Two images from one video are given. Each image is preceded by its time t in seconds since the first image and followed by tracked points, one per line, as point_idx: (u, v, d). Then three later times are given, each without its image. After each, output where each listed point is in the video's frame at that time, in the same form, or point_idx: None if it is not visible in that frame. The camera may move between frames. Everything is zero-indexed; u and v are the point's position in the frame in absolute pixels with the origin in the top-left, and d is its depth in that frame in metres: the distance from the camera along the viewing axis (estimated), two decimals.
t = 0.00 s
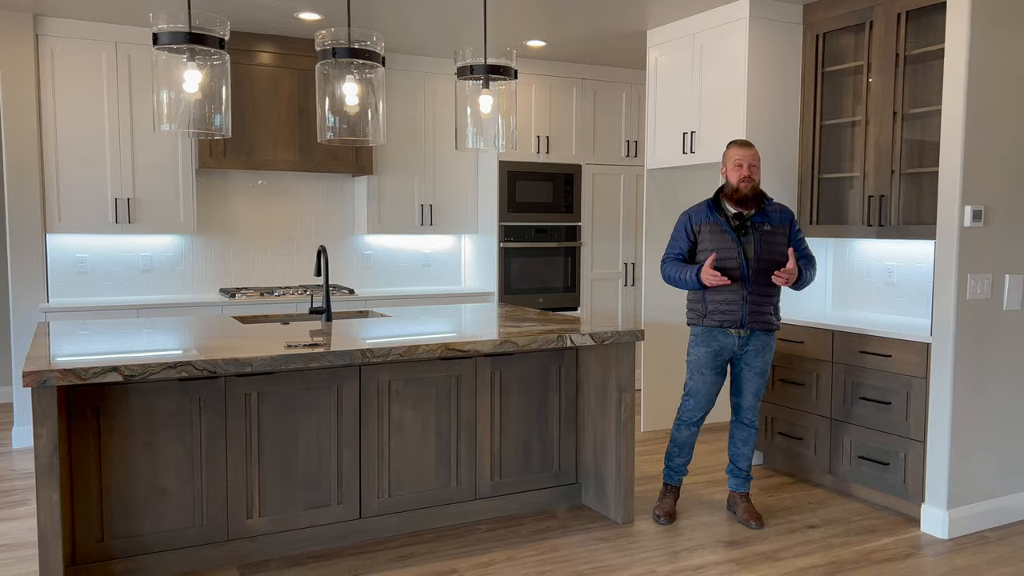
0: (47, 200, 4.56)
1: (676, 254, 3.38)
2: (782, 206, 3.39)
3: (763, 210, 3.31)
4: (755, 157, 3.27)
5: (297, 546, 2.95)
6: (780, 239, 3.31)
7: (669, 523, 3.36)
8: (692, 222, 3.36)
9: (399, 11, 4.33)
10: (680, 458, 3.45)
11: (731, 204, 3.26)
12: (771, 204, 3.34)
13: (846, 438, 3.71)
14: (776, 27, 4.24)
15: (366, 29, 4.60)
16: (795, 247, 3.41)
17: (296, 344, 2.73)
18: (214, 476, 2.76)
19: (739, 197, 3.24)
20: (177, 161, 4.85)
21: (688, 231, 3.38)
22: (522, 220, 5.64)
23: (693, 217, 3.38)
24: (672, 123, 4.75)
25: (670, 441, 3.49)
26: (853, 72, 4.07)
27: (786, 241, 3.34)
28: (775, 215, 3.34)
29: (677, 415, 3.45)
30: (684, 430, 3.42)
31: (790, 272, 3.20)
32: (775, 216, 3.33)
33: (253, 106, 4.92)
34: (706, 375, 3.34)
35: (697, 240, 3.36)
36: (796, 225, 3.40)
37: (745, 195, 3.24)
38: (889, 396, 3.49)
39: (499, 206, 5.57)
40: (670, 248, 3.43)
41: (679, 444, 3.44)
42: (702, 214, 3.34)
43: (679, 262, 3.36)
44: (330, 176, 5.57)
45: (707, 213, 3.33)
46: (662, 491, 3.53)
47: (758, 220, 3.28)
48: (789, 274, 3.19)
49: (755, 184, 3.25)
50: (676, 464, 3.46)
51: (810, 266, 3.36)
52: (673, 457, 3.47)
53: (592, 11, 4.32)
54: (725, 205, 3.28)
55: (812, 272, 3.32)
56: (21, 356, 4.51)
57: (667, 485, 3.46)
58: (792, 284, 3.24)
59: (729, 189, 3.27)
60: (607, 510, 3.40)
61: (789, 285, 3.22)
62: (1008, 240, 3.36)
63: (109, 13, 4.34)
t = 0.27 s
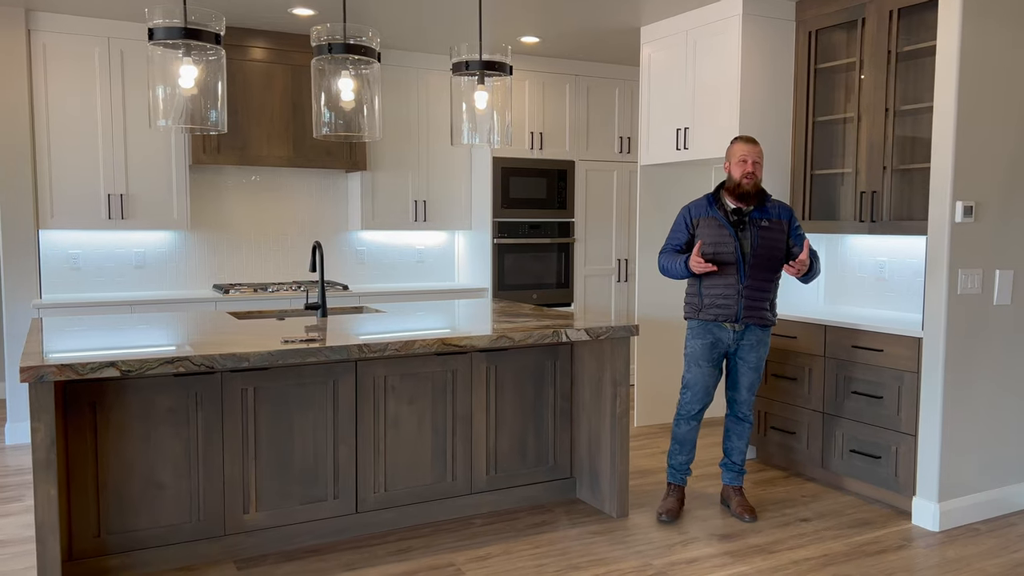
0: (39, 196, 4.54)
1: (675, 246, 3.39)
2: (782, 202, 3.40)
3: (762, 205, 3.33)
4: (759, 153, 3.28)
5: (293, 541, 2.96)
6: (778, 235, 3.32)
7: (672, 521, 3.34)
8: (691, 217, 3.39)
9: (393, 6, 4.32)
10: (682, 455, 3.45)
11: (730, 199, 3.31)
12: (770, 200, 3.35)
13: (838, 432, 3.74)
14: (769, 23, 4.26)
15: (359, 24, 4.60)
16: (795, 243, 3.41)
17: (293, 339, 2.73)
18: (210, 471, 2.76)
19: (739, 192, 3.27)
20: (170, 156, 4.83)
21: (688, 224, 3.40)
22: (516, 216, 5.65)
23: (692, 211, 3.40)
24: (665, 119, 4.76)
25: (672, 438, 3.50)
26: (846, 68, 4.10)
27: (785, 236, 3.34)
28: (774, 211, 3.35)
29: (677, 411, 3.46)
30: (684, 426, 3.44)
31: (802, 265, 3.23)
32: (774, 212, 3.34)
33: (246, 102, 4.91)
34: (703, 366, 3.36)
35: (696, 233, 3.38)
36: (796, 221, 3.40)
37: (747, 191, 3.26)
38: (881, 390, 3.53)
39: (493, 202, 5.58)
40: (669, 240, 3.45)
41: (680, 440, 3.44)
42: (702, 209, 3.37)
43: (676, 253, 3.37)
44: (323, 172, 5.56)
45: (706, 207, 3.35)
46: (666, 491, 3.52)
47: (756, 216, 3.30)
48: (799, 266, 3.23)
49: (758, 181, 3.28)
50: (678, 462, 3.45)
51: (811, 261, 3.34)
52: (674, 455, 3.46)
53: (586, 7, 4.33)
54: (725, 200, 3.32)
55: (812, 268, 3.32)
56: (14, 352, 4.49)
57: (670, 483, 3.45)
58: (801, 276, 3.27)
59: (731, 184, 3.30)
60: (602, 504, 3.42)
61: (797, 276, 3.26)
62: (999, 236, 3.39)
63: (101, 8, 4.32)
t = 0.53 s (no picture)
0: (31, 193, 4.52)
1: (666, 243, 3.41)
2: (773, 201, 3.43)
3: (753, 204, 3.35)
4: (751, 149, 3.29)
5: (289, 537, 2.97)
6: (769, 233, 3.35)
7: (670, 522, 3.32)
8: (683, 214, 3.40)
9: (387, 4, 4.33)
10: (675, 454, 3.45)
11: (722, 196, 3.32)
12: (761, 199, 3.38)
13: (829, 427, 3.78)
14: (761, 22, 4.28)
15: (353, 22, 4.60)
16: (786, 241, 3.43)
17: (289, 336, 2.74)
18: (206, 469, 2.77)
19: (731, 187, 3.28)
20: (162, 154, 4.82)
21: (679, 221, 3.42)
22: (509, 214, 5.66)
23: (684, 208, 3.42)
24: (658, 117, 4.78)
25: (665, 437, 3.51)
26: (837, 67, 4.13)
27: (775, 235, 3.37)
28: (765, 209, 3.38)
29: (669, 408, 3.49)
30: (676, 423, 3.46)
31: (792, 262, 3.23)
32: (765, 211, 3.37)
33: (239, 99, 4.90)
34: (694, 363, 3.39)
35: (688, 230, 3.39)
36: (787, 220, 3.43)
37: (738, 187, 3.27)
38: (871, 386, 3.56)
39: (486, 199, 5.59)
40: (661, 237, 3.46)
41: (673, 438, 3.46)
42: (694, 206, 3.39)
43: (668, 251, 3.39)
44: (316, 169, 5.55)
45: (698, 205, 3.37)
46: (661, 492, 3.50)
47: (748, 213, 3.32)
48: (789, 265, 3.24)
49: (750, 177, 3.29)
50: (672, 461, 3.45)
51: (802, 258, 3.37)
52: (668, 455, 3.46)
53: (579, 5, 4.34)
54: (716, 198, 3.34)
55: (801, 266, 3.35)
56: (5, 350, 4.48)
57: (665, 484, 3.43)
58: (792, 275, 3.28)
59: (723, 180, 3.31)
60: (596, 500, 3.45)
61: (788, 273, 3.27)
62: (988, 233, 3.43)
63: (93, 4, 4.31)
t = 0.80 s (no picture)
0: (23, 192, 4.51)
1: (654, 243, 3.43)
2: (761, 200, 3.44)
3: (741, 202, 3.36)
4: (736, 148, 3.34)
5: (285, 535, 2.98)
6: (757, 232, 3.36)
7: (665, 520, 3.31)
8: (672, 213, 3.43)
9: (380, 3, 4.33)
10: (669, 453, 3.46)
11: (710, 195, 3.34)
12: (749, 197, 3.39)
13: (821, 424, 3.81)
14: (753, 22, 4.31)
15: (347, 20, 4.60)
16: (773, 239, 3.44)
17: (284, 334, 2.75)
18: (201, 466, 2.77)
19: (718, 185, 3.31)
20: (155, 152, 4.81)
21: (668, 220, 3.44)
22: (502, 212, 5.68)
23: (672, 207, 3.44)
24: (651, 116, 4.80)
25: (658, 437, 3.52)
26: (828, 66, 4.17)
27: (763, 233, 3.38)
28: (753, 208, 3.39)
29: (661, 407, 3.50)
30: (669, 422, 3.47)
31: (775, 271, 3.24)
32: (753, 209, 3.38)
33: (232, 97, 4.89)
34: (684, 362, 3.41)
35: (676, 229, 3.42)
36: (774, 218, 3.44)
37: (725, 184, 3.30)
38: (863, 383, 3.59)
39: (479, 198, 5.60)
40: (648, 236, 3.49)
41: (666, 437, 3.47)
42: (682, 205, 3.41)
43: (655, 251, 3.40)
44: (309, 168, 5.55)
45: (686, 204, 3.40)
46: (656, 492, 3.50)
47: (735, 212, 3.34)
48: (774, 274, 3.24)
49: (736, 174, 3.32)
50: (666, 460, 3.46)
51: (789, 258, 3.39)
52: (662, 454, 3.47)
53: (573, 4, 4.35)
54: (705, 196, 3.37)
55: (789, 265, 3.36)
56: None
57: (660, 483, 3.44)
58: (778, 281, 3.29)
59: (710, 179, 3.35)
60: (590, 497, 3.47)
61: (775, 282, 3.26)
62: (977, 232, 3.47)
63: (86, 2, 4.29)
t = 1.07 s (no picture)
0: (17, 191, 4.49)
1: (637, 245, 3.46)
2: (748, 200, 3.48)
3: (728, 202, 3.40)
4: (716, 146, 3.35)
5: (282, 534, 2.99)
6: (743, 233, 3.42)
7: (661, 519, 3.32)
8: (659, 213, 3.41)
9: (375, 3, 4.34)
10: (664, 453, 3.48)
11: (698, 194, 3.34)
12: (737, 197, 3.42)
13: (815, 423, 3.83)
14: (748, 22, 4.32)
15: (342, 20, 4.60)
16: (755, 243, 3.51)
17: (281, 334, 2.75)
18: (198, 466, 2.77)
19: (703, 184, 3.32)
20: (149, 152, 4.80)
21: (655, 220, 3.42)
22: (496, 212, 5.69)
23: (659, 207, 3.43)
24: (645, 116, 4.82)
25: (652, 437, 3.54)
26: (821, 67, 4.19)
27: (748, 235, 3.43)
28: (741, 208, 3.42)
29: (653, 408, 3.51)
30: (662, 422, 3.49)
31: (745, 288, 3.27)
32: (741, 209, 3.41)
33: (226, 97, 4.89)
34: (675, 363, 3.42)
35: (663, 229, 3.41)
36: (759, 220, 3.49)
37: (709, 183, 3.31)
38: (857, 382, 3.62)
39: (474, 198, 5.61)
40: (632, 237, 3.48)
41: (660, 438, 3.48)
42: (670, 205, 3.40)
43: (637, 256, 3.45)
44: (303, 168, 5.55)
45: (674, 203, 3.39)
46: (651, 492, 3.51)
47: (724, 212, 3.38)
48: (745, 291, 3.27)
49: (718, 172, 3.33)
50: (661, 460, 3.47)
51: (765, 269, 3.47)
52: (657, 454, 3.49)
53: (568, 5, 4.36)
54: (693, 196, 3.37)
55: (767, 273, 3.44)
56: None
57: (655, 483, 3.46)
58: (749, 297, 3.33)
59: (693, 179, 3.35)
60: (586, 496, 3.48)
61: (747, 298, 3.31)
62: (969, 232, 3.50)
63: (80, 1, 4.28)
